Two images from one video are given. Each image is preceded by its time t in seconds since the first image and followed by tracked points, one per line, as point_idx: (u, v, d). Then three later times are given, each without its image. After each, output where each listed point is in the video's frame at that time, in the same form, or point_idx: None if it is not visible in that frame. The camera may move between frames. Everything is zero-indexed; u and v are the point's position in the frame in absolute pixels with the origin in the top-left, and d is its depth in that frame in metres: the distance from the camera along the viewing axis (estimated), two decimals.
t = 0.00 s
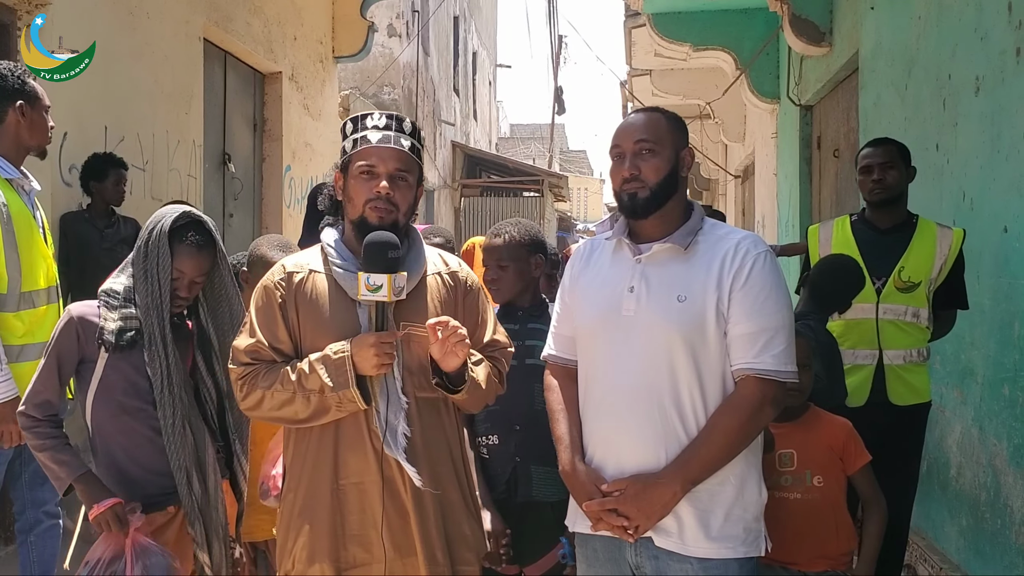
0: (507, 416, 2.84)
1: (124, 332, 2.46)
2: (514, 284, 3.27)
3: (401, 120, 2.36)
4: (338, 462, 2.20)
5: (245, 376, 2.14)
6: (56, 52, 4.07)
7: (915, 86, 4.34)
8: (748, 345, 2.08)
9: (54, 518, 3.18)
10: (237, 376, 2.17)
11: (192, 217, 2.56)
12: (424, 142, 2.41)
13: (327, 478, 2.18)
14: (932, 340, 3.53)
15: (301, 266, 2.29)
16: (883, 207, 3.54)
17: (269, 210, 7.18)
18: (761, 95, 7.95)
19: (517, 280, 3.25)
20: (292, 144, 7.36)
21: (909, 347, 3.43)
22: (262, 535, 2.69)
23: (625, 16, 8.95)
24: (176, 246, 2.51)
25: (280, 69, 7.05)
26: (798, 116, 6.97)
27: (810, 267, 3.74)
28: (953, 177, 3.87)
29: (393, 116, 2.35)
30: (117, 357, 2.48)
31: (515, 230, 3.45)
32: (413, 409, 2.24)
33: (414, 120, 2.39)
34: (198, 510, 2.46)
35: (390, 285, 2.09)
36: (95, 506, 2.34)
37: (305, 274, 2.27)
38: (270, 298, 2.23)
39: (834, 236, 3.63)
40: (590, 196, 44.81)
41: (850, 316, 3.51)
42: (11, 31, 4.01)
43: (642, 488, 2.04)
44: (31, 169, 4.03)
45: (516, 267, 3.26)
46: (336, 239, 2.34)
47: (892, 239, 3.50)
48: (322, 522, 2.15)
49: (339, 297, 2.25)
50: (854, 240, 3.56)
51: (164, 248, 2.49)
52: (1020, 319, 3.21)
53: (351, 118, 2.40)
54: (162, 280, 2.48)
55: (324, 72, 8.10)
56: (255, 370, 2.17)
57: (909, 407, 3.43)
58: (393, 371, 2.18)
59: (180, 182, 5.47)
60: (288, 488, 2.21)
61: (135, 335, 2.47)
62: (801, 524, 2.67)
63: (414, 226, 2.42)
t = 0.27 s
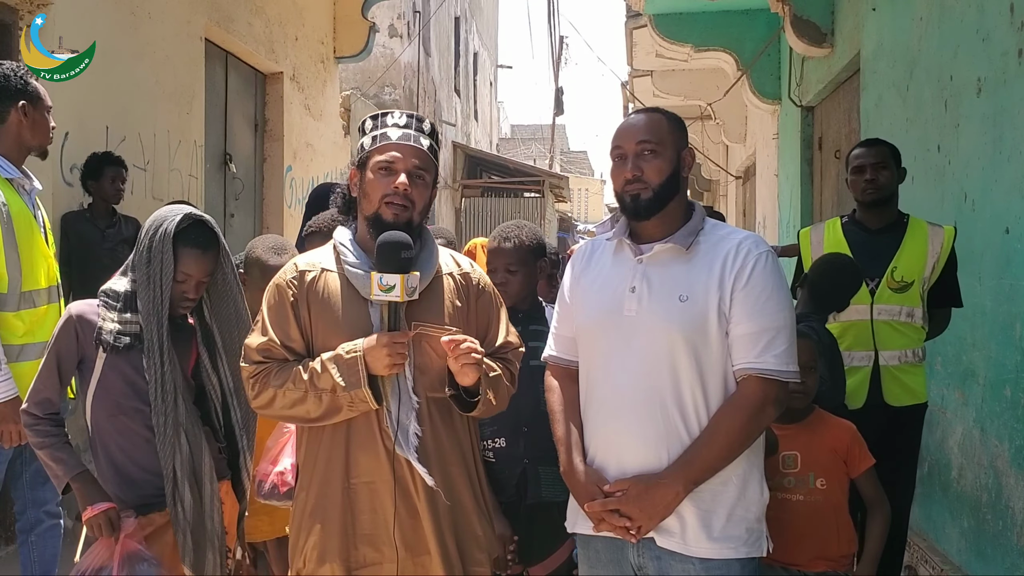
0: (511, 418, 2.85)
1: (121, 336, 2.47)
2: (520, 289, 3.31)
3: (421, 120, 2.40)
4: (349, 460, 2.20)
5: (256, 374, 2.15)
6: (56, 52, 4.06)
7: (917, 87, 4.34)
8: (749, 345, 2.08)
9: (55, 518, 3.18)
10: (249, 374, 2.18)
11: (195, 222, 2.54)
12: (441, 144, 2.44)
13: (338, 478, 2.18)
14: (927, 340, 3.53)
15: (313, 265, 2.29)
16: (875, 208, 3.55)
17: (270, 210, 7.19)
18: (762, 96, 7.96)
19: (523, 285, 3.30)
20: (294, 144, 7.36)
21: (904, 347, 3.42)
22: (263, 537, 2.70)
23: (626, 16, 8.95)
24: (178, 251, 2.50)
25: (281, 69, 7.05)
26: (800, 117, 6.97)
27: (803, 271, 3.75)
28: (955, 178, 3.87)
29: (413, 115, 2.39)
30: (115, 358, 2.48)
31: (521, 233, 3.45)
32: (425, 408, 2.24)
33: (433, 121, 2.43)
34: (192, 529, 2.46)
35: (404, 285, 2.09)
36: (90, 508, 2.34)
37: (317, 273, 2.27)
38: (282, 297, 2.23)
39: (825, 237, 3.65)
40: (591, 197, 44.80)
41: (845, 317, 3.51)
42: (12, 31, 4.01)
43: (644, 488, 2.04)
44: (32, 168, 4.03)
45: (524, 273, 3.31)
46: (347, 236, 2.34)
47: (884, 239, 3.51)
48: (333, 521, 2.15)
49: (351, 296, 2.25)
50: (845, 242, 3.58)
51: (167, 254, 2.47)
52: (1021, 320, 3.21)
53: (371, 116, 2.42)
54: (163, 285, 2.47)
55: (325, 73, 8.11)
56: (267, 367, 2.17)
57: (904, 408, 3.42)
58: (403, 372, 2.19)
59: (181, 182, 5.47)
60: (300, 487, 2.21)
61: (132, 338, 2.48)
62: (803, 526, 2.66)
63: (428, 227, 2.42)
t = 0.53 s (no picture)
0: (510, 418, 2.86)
1: (122, 336, 2.46)
2: (522, 289, 3.32)
3: (436, 122, 2.41)
4: (358, 460, 2.20)
5: (265, 371, 2.14)
6: (56, 51, 4.06)
7: (917, 88, 4.34)
8: (749, 344, 2.08)
9: (53, 518, 3.17)
10: (256, 372, 2.17)
11: (195, 216, 2.55)
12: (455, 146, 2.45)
13: (347, 477, 2.17)
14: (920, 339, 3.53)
15: (323, 263, 2.29)
16: (863, 209, 3.55)
17: (269, 210, 7.18)
18: (762, 97, 7.96)
19: (524, 286, 3.30)
20: (293, 144, 7.36)
21: (897, 348, 3.41)
22: (261, 537, 2.82)
23: (626, 17, 8.95)
24: (183, 246, 2.50)
25: (281, 69, 7.05)
26: (800, 118, 6.97)
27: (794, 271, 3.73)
28: (954, 179, 3.87)
29: (429, 116, 2.39)
30: (117, 359, 2.47)
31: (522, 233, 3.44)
32: (435, 408, 2.25)
33: (448, 124, 2.44)
34: (197, 530, 2.46)
35: (419, 284, 2.10)
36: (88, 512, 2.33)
37: (327, 271, 2.27)
38: (292, 294, 2.23)
39: (817, 238, 3.64)
40: (590, 197, 44.81)
41: (840, 317, 3.50)
42: (12, 30, 4.03)
43: (645, 489, 2.04)
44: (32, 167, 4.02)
45: (526, 274, 3.31)
46: (356, 234, 2.33)
47: (875, 238, 3.51)
48: (341, 520, 2.14)
49: (362, 294, 2.25)
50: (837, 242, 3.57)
51: (170, 251, 2.47)
52: (1021, 321, 3.21)
53: (386, 115, 2.42)
54: (167, 283, 2.47)
55: (325, 73, 8.11)
56: (275, 366, 2.16)
57: (898, 408, 3.41)
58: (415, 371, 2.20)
59: (181, 182, 5.47)
60: (308, 486, 2.20)
61: (134, 339, 2.47)
62: (802, 528, 2.66)
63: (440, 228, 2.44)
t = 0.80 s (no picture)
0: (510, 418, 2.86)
1: (122, 338, 2.46)
2: (523, 290, 3.32)
3: (442, 121, 2.41)
4: (366, 459, 2.20)
5: (272, 369, 2.15)
6: (56, 52, 4.06)
7: (917, 88, 4.34)
8: (747, 344, 2.08)
9: (53, 518, 3.17)
10: (264, 369, 2.18)
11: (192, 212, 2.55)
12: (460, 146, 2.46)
13: (354, 476, 2.17)
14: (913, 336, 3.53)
15: (330, 262, 2.29)
16: (853, 208, 3.58)
17: (269, 210, 7.18)
18: (762, 97, 7.96)
19: (525, 285, 3.30)
20: (293, 144, 7.37)
21: (893, 346, 3.41)
22: (264, 536, 2.88)
23: (627, 17, 8.96)
24: (185, 241, 2.50)
25: (281, 69, 7.05)
26: (800, 118, 6.97)
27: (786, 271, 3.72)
28: (955, 179, 3.87)
29: (434, 115, 2.40)
30: (117, 360, 2.47)
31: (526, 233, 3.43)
32: (442, 409, 2.25)
33: (453, 122, 2.44)
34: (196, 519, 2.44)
35: (430, 283, 2.09)
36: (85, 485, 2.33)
37: (335, 269, 2.27)
38: (299, 292, 2.23)
39: (809, 238, 3.65)
40: (591, 197, 44.81)
41: (836, 318, 3.49)
42: (12, 30, 4.02)
43: (645, 489, 2.04)
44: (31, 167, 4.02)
45: (528, 273, 3.31)
46: (364, 233, 2.35)
47: (866, 237, 3.52)
48: (349, 519, 2.14)
49: (369, 292, 2.25)
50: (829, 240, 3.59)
51: (173, 248, 2.46)
52: (1021, 321, 3.21)
53: (392, 115, 2.42)
54: (171, 280, 2.46)
55: (325, 73, 8.11)
56: (282, 363, 2.17)
57: (893, 408, 3.41)
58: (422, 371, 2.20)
59: (181, 182, 5.47)
60: (314, 485, 2.20)
61: (138, 338, 2.48)
62: (800, 528, 2.67)
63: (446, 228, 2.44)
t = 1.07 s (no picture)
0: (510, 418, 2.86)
1: (121, 336, 2.47)
2: (523, 289, 3.32)
3: (445, 120, 2.41)
4: (368, 458, 2.20)
5: (276, 367, 2.16)
6: (56, 52, 4.06)
7: (917, 87, 4.34)
8: (745, 342, 2.08)
9: (54, 517, 3.18)
10: (268, 368, 2.19)
11: (183, 207, 2.56)
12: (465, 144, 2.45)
13: (356, 475, 2.17)
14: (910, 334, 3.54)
15: (334, 260, 2.29)
16: (846, 208, 3.58)
17: (269, 210, 7.18)
18: (762, 96, 7.96)
19: (524, 283, 3.30)
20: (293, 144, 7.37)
21: (890, 345, 3.41)
22: (264, 536, 2.89)
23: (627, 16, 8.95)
24: (175, 237, 2.51)
25: (281, 69, 7.05)
26: (800, 117, 6.97)
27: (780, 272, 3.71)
28: (954, 178, 3.87)
29: (437, 114, 2.40)
30: (117, 358, 2.48)
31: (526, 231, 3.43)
32: (443, 410, 2.25)
33: (457, 121, 2.43)
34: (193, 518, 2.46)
35: (433, 280, 2.09)
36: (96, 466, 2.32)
37: (339, 268, 2.27)
38: (303, 290, 2.23)
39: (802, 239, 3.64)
40: (591, 196, 44.81)
41: (832, 319, 3.49)
42: (12, 30, 4.03)
43: (645, 487, 2.04)
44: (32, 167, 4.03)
45: (527, 272, 3.31)
46: (369, 231, 2.35)
47: (860, 236, 3.52)
48: (350, 518, 2.15)
49: (372, 291, 2.25)
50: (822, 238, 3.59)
51: (162, 245, 2.47)
52: (1021, 320, 3.21)
53: (395, 115, 2.42)
54: (163, 277, 2.48)
55: (325, 72, 8.11)
56: (287, 362, 2.17)
57: (891, 407, 3.40)
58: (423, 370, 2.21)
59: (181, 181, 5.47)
60: (316, 483, 2.20)
61: (136, 335, 2.48)
62: (799, 527, 2.67)
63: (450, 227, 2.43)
